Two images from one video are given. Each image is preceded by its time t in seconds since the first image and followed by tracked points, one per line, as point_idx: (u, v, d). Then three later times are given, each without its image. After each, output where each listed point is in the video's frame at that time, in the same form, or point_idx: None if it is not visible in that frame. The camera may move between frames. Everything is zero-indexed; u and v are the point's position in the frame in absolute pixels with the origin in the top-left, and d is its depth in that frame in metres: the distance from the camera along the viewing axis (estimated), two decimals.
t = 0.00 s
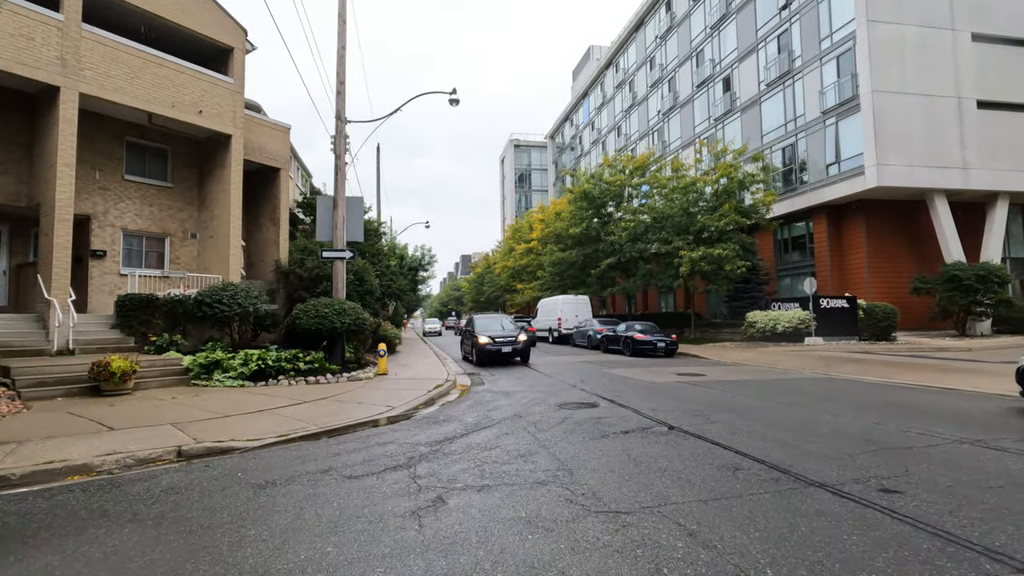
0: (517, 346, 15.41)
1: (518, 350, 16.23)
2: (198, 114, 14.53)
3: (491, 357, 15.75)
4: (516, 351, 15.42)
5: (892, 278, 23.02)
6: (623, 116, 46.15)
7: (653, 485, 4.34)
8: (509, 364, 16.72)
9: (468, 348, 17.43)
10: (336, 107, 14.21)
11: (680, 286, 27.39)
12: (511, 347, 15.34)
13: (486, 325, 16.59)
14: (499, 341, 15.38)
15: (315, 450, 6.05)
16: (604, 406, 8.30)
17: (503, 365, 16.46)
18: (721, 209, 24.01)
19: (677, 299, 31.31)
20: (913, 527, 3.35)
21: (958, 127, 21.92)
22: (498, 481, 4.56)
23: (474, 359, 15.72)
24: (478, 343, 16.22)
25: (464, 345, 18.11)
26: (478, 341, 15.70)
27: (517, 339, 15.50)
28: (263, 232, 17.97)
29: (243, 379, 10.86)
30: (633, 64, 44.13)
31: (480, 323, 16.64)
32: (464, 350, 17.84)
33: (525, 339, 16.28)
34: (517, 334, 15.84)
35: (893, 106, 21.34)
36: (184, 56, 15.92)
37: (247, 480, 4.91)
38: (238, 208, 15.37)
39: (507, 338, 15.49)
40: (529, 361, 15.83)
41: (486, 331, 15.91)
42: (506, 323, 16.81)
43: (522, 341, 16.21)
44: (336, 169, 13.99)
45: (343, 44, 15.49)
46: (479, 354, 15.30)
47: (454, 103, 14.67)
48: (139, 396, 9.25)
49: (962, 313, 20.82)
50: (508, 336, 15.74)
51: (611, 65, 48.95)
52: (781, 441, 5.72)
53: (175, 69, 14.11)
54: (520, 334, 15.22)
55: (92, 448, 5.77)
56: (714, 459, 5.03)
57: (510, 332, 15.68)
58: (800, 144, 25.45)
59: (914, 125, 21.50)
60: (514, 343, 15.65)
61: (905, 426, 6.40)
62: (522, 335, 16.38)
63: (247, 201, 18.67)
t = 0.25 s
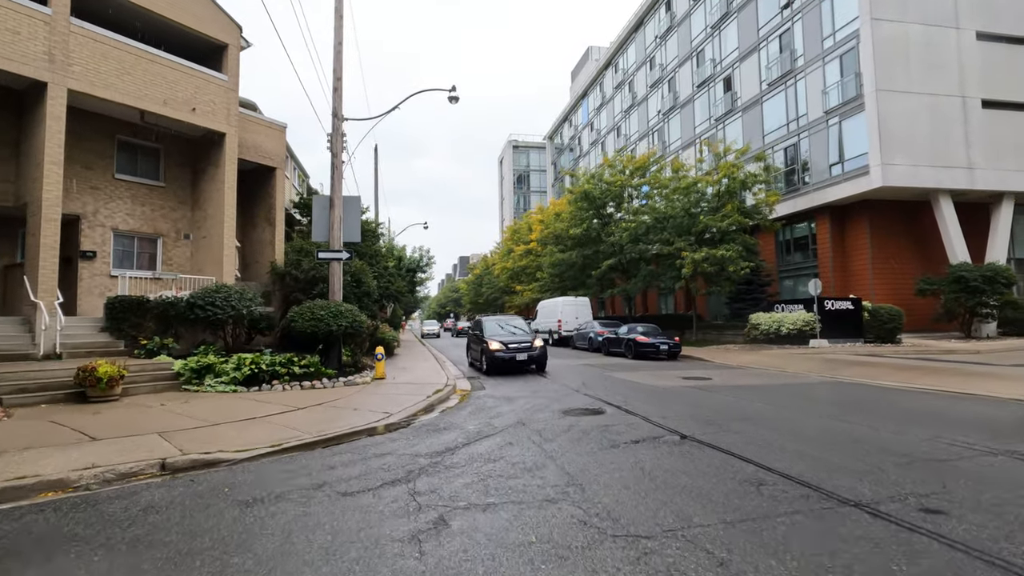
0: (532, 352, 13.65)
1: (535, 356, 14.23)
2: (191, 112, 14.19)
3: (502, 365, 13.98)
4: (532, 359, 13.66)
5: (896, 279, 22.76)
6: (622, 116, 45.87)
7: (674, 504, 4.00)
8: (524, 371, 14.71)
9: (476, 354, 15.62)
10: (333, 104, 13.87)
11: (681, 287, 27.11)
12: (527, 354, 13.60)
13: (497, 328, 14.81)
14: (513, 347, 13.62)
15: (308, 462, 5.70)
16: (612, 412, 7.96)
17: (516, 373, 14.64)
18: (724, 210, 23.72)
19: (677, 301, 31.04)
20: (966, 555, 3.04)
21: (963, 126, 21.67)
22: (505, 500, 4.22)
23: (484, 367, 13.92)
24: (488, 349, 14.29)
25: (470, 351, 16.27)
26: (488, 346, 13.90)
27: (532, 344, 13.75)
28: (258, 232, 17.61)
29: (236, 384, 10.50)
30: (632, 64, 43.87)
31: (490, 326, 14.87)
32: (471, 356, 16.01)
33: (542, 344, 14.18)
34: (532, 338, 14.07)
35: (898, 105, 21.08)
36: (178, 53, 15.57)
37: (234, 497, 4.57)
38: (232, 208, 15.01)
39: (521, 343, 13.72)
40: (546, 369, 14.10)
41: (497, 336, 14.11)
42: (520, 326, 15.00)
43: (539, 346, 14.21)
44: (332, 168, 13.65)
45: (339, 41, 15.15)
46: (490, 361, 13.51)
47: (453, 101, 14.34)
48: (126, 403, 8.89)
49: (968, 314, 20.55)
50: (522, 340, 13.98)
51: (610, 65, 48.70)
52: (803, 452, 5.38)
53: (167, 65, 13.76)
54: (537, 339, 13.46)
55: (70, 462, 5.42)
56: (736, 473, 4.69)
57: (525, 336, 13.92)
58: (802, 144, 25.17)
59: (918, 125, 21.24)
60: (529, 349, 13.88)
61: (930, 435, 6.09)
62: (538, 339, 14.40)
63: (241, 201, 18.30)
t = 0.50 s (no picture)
0: (560, 361, 11.69)
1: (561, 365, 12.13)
2: (186, 111, 13.86)
3: (522, 375, 11.94)
4: (559, 369, 11.72)
5: (903, 282, 22.44)
6: (623, 119, 45.63)
7: (703, 526, 3.64)
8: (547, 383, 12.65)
9: (489, 362, 13.62)
10: (331, 102, 13.54)
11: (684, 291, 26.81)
12: (553, 363, 11.62)
13: (516, 333, 12.79)
14: (537, 355, 11.64)
15: (303, 475, 5.33)
16: (622, 420, 7.61)
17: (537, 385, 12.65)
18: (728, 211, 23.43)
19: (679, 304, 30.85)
20: None
21: (971, 126, 21.40)
22: (518, 520, 3.87)
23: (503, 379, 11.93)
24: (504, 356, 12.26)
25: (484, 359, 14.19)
26: (507, 354, 11.90)
27: (559, 352, 11.80)
28: (255, 234, 17.28)
29: (230, 390, 10.13)
30: (633, 66, 43.64)
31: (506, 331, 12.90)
32: (483, 364, 13.99)
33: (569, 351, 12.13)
34: (558, 345, 12.10)
35: (904, 105, 20.81)
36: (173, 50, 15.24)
37: (222, 516, 4.20)
38: (229, 209, 14.67)
39: (546, 351, 11.75)
40: (572, 380, 12.18)
41: (517, 342, 12.10)
42: (541, 330, 13.04)
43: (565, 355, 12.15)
44: (331, 168, 13.31)
45: (338, 38, 14.84)
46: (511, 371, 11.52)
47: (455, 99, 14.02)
48: (115, 410, 8.52)
49: (976, 318, 20.22)
50: (546, 347, 12.03)
51: (611, 67, 48.50)
52: (833, 465, 5.02)
53: (161, 62, 13.42)
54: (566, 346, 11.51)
55: (49, 475, 5.06)
56: (765, 490, 4.32)
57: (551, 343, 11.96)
58: (807, 145, 24.89)
59: (925, 125, 20.97)
60: (555, 357, 11.94)
61: (962, 444, 5.75)
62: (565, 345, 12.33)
63: (238, 202, 17.95)
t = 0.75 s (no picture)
0: (593, 369, 9.94)
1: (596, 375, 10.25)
2: (183, 108, 13.58)
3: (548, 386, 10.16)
4: (593, 379, 9.97)
5: (911, 283, 22.13)
6: (625, 118, 45.32)
7: (734, 547, 3.34)
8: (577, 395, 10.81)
9: (506, 369, 11.79)
10: (331, 99, 13.27)
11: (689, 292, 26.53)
12: (586, 372, 9.87)
13: (540, 336, 11.06)
14: (567, 362, 9.89)
15: (300, 487, 5.02)
16: (634, 427, 7.30)
17: (564, 396, 10.88)
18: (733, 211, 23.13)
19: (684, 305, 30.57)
20: None
21: (980, 125, 21.11)
22: (531, 540, 3.57)
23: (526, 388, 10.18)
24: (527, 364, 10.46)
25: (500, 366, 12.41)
26: (531, 360, 10.16)
27: (592, 359, 10.06)
28: (254, 235, 16.98)
29: (226, 394, 9.84)
30: (635, 66, 43.35)
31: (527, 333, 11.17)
32: (499, 370, 12.23)
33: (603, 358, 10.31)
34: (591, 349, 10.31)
35: (913, 103, 20.51)
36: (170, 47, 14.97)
37: (211, 534, 3.90)
38: (227, 208, 14.38)
39: (577, 357, 10.00)
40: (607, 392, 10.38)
41: (543, 346, 10.33)
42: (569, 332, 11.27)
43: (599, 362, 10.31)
44: (331, 166, 13.03)
45: (338, 34, 14.56)
46: (536, 380, 9.77)
47: (458, 96, 13.73)
48: (107, 415, 8.21)
49: (986, 319, 19.91)
50: (576, 353, 10.28)
51: (612, 67, 48.23)
52: (865, 476, 4.70)
53: (157, 59, 13.15)
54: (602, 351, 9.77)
55: (30, 487, 4.76)
56: (797, 505, 4.01)
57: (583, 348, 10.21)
58: (812, 145, 24.60)
59: (934, 124, 20.67)
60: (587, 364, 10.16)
61: (997, 453, 5.45)
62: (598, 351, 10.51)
63: (237, 202, 17.65)
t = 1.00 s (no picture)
0: (647, 382, 7.95)
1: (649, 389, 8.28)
2: (176, 104, 13.25)
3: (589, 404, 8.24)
4: (647, 394, 7.99)
5: (918, 283, 21.80)
6: (626, 118, 45.02)
7: (767, 574, 2.99)
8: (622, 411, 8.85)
9: (531, 379, 9.87)
10: (328, 95, 12.93)
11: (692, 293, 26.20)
12: (639, 386, 7.89)
13: (575, 340, 9.11)
14: (614, 373, 7.94)
15: (290, 501, 4.65)
16: (644, 433, 6.95)
17: (606, 413, 8.93)
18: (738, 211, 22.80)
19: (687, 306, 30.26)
20: None
21: (988, 123, 20.80)
22: (542, 565, 3.22)
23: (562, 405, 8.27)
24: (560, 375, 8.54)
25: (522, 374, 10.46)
26: (568, 370, 8.23)
27: (646, 368, 8.06)
28: (250, 234, 16.63)
29: (219, 398, 9.49)
30: (636, 65, 43.06)
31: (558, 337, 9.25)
32: (523, 380, 10.30)
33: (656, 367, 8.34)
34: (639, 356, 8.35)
35: (920, 101, 20.20)
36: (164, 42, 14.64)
37: (190, 555, 3.55)
38: (221, 207, 14.04)
39: (626, 366, 8.03)
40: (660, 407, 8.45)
41: (581, 353, 8.39)
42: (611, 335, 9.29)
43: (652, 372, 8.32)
44: (328, 164, 12.69)
45: (335, 29, 14.23)
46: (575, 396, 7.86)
47: (458, 92, 13.40)
48: (91, 421, 7.85)
49: (995, 320, 19.58)
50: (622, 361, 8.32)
51: (613, 67, 47.95)
52: (901, 490, 4.33)
53: (149, 54, 12.81)
54: (658, 361, 7.80)
55: None
56: (832, 524, 3.66)
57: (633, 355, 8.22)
58: (817, 144, 24.29)
59: (941, 122, 20.36)
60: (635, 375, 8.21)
61: None
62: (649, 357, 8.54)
63: (232, 201, 17.31)
